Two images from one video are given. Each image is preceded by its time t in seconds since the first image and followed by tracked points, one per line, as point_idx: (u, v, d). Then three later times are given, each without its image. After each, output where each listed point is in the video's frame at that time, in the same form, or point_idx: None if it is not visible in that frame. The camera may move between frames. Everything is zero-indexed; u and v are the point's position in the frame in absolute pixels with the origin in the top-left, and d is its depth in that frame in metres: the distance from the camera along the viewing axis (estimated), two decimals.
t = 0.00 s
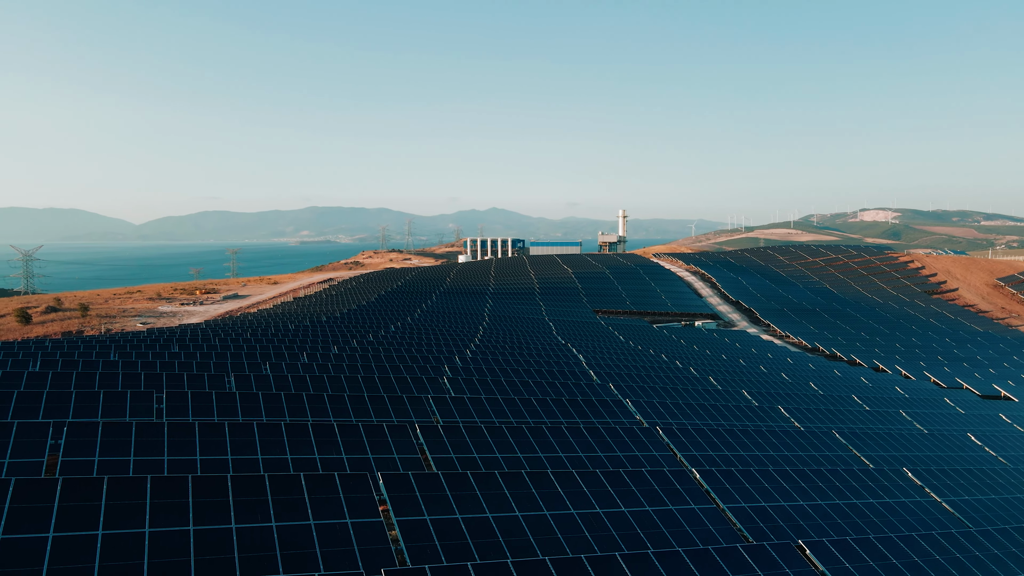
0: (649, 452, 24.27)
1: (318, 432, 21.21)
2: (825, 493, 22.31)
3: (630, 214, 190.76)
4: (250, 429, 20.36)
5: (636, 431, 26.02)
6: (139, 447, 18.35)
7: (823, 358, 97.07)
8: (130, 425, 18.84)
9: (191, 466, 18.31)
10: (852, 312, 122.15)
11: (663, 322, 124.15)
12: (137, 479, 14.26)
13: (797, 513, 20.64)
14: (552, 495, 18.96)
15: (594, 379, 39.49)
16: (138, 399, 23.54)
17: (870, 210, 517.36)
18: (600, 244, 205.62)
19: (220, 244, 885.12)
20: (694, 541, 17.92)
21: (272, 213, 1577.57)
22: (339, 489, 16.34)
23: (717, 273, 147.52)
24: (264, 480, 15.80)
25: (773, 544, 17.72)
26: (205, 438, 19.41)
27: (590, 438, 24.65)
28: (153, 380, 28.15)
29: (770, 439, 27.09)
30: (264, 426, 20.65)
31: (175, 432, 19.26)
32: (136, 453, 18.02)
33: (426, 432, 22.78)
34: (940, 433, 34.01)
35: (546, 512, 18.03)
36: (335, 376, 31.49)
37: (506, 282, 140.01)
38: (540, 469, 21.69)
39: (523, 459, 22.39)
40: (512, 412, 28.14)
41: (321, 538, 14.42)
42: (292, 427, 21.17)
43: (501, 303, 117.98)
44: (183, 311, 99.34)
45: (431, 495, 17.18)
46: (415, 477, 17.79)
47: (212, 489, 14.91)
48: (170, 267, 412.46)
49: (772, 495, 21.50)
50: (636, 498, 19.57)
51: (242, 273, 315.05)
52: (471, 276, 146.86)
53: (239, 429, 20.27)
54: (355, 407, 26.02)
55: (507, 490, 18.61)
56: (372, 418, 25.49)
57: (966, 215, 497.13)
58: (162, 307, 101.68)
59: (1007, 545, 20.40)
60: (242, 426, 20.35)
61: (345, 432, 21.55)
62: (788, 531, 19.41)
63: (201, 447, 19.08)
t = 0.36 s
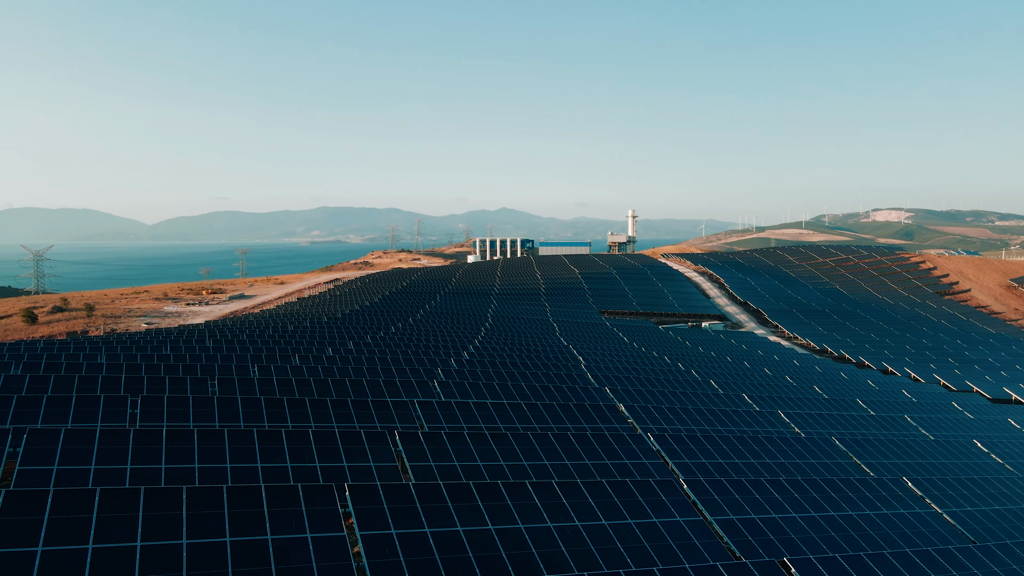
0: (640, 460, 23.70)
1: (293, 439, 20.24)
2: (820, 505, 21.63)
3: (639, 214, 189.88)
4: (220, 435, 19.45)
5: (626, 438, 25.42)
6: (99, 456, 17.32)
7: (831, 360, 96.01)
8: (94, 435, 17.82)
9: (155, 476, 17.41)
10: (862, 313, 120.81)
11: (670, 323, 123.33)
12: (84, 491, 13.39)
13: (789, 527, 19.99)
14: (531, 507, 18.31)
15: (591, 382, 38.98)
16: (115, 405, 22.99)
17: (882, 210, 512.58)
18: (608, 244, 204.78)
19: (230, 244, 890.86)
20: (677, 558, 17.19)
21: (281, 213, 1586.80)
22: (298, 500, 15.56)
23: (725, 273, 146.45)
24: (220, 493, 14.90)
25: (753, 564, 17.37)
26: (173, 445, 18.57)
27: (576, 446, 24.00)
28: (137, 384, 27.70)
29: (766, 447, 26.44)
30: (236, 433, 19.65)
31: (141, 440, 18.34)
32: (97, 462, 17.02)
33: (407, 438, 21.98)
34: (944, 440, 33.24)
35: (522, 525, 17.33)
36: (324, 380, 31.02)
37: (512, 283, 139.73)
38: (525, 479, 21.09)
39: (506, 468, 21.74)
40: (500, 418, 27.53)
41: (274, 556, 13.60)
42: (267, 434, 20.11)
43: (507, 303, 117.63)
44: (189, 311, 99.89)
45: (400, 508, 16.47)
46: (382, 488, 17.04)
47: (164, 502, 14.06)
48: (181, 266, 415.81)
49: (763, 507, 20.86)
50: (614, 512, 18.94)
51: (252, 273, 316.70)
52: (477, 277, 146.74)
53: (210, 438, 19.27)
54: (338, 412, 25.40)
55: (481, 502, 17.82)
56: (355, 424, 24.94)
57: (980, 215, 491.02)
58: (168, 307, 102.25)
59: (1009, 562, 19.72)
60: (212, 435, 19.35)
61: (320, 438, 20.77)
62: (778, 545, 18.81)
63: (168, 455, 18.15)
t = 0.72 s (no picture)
0: (627, 469, 22.97)
1: (262, 448, 18.90)
2: (809, 518, 20.93)
3: (648, 214, 188.91)
4: (184, 443, 18.03)
5: (614, 446, 24.59)
6: (56, 465, 15.68)
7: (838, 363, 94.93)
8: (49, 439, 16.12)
9: (113, 488, 15.99)
10: (871, 314, 119.47)
11: (675, 324, 122.47)
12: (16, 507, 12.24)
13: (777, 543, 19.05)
14: (502, 521, 16.77)
15: (587, 385, 38.41)
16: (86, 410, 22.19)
17: (894, 210, 508.46)
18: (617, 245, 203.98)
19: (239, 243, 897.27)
20: None
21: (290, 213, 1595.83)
22: (253, 517, 14.01)
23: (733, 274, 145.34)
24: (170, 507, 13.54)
25: None
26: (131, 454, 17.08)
27: (561, 453, 23.09)
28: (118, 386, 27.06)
29: (759, 455, 25.83)
30: (201, 441, 18.33)
31: (102, 448, 16.73)
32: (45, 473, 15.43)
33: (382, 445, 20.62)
34: (948, 446, 32.47)
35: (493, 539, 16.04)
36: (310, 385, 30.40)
37: (517, 283, 139.34)
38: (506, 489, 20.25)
39: (486, 477, 20.69)
40: (486, 424, 26.70)
41: None
42: (232, 442, 18.76)
43: (511, 304, 117.16)
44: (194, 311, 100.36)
45: (364, 521, 15.00)
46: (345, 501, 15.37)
47: (108, 519, 12.74)
48: (192, 266, 419.25)
49: (751, 521, 20.02)
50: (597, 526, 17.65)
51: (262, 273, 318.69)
52: (483, 277, 146.46)
53: (173, 446, 17.85)
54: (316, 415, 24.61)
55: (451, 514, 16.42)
56: (334, 428, 24.18)
57: (993, 215, 485.62)
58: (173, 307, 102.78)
59: None
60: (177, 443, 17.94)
61: (289, 446, 19.45)
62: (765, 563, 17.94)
63: (127, 464, 16.69)
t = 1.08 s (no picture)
0: (611, 479, 22.27)
1: (225, 455, 17.82)
2: (799, 532, 20.03)
3: (656, 214, 187.83)
4: (143, 451, 16.92)
5: (599, 454, 23.72)
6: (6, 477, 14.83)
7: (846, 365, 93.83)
8: (2, 449, 15.37)
9: (65, 499, 14.93)
10: (880, 316, 118.11)
11: (681, 325, 121.43)
12: None
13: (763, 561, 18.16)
14: (471, 536, 15.67)
15: (582, 388, 37.72)
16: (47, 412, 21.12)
17: (907, 210, 503.92)
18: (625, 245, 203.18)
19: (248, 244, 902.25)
20: None
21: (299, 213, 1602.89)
22: (203, 529, 13.06)
23: (740, 274, 144.22)
24: (112, 526, 12.47)
25: None
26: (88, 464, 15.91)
27: (544, 461, 22.34)
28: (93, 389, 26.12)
29: (753, 464, 25.24)
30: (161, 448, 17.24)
31: (56, 457, 15.75)
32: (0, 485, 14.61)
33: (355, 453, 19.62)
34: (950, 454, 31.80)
35: (456, 557, 14.85)
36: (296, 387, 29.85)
37: (522, 283, 138.99)
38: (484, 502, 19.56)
39: (462, 487, 19.84)
40: (470, 428, 25.87)
41: None
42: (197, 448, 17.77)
43: (516, 304, 116.61)
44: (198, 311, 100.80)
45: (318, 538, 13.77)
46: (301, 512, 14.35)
47: (46, 537, 11.82)
48: (202, 267, 421.95)
49: (735, 535, 18.96)
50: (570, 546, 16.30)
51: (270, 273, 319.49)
52: (488, 277, 146.25)
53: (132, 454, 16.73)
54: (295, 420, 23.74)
55: (414, 531, 15.10)
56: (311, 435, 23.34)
57: (1006, 215, 480.03)
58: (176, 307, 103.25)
59: None
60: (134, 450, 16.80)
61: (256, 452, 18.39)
62: None
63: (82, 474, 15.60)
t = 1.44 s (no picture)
0: (591, 488, 21.77)
1: (185, 464, 17.24)
2: (782, 546, 19.00)
3: (664, 215, 187.00)
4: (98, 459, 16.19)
5: (579, 462, 23.16)
6: None
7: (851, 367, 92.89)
8: None
9: (9, 510, 14.13)
10: (888, 317, 116.95)
11: (686, 326, 120.61)
12: None
13: None
14: (431, 552, 14.76)
15: (574, 391, 37.13)
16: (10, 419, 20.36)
17: (917, 211, 500.10)
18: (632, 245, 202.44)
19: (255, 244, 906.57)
20: None
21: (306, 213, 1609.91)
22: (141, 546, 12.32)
23: (746, 275, 143.25)
24: (44, 538, 11.89)
25: None
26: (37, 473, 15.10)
27: (521, 469, 21.79)
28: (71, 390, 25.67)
29: (743, 473, 24.78)
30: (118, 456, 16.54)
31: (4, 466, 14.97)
32: None
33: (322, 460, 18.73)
34: (949, 461, 31.14)
35: None
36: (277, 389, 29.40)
37: (526, 284, 138.58)
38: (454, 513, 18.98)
39: (432, 495, 19.23)
40: (450, 434, 25.23)
41: None
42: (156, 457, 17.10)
43: (519, 305, 116.25)
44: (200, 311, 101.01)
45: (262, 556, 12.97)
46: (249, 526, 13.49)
47: None
48: (210, 267, 424.28)
49: (714, 550, 18.03)
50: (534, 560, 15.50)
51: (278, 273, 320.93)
52: (492, 277, 145.97)
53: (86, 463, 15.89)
54: (264, 423, 23.00)
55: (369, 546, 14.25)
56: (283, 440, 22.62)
57: (1018, 215, 475.25)
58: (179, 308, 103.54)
59: None
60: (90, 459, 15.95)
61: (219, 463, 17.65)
62: None
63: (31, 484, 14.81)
